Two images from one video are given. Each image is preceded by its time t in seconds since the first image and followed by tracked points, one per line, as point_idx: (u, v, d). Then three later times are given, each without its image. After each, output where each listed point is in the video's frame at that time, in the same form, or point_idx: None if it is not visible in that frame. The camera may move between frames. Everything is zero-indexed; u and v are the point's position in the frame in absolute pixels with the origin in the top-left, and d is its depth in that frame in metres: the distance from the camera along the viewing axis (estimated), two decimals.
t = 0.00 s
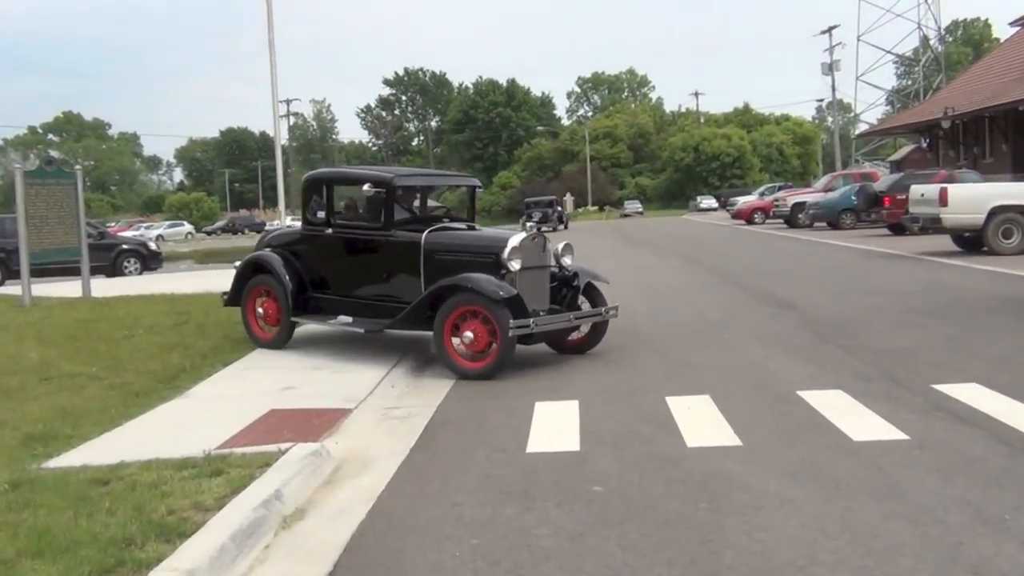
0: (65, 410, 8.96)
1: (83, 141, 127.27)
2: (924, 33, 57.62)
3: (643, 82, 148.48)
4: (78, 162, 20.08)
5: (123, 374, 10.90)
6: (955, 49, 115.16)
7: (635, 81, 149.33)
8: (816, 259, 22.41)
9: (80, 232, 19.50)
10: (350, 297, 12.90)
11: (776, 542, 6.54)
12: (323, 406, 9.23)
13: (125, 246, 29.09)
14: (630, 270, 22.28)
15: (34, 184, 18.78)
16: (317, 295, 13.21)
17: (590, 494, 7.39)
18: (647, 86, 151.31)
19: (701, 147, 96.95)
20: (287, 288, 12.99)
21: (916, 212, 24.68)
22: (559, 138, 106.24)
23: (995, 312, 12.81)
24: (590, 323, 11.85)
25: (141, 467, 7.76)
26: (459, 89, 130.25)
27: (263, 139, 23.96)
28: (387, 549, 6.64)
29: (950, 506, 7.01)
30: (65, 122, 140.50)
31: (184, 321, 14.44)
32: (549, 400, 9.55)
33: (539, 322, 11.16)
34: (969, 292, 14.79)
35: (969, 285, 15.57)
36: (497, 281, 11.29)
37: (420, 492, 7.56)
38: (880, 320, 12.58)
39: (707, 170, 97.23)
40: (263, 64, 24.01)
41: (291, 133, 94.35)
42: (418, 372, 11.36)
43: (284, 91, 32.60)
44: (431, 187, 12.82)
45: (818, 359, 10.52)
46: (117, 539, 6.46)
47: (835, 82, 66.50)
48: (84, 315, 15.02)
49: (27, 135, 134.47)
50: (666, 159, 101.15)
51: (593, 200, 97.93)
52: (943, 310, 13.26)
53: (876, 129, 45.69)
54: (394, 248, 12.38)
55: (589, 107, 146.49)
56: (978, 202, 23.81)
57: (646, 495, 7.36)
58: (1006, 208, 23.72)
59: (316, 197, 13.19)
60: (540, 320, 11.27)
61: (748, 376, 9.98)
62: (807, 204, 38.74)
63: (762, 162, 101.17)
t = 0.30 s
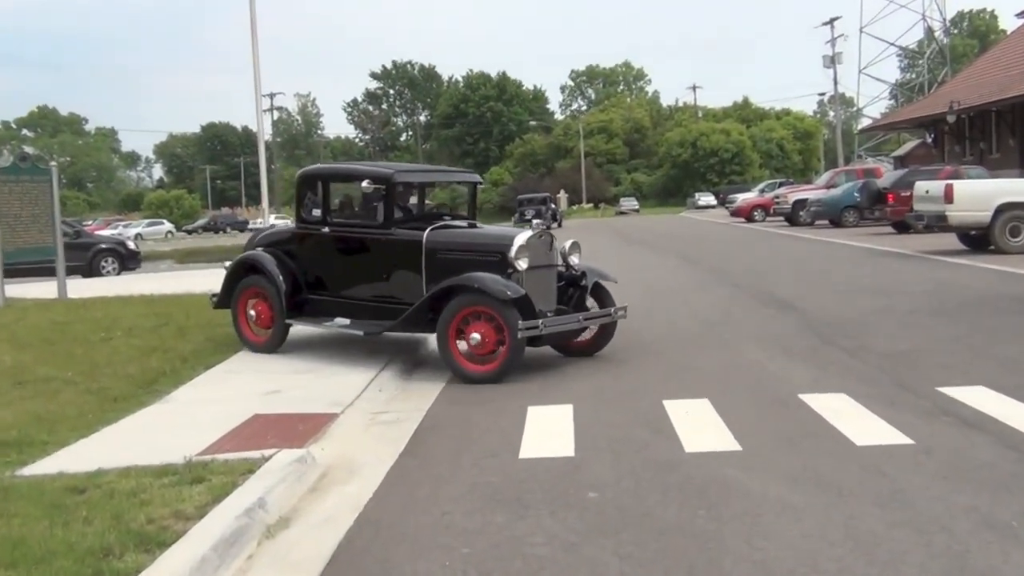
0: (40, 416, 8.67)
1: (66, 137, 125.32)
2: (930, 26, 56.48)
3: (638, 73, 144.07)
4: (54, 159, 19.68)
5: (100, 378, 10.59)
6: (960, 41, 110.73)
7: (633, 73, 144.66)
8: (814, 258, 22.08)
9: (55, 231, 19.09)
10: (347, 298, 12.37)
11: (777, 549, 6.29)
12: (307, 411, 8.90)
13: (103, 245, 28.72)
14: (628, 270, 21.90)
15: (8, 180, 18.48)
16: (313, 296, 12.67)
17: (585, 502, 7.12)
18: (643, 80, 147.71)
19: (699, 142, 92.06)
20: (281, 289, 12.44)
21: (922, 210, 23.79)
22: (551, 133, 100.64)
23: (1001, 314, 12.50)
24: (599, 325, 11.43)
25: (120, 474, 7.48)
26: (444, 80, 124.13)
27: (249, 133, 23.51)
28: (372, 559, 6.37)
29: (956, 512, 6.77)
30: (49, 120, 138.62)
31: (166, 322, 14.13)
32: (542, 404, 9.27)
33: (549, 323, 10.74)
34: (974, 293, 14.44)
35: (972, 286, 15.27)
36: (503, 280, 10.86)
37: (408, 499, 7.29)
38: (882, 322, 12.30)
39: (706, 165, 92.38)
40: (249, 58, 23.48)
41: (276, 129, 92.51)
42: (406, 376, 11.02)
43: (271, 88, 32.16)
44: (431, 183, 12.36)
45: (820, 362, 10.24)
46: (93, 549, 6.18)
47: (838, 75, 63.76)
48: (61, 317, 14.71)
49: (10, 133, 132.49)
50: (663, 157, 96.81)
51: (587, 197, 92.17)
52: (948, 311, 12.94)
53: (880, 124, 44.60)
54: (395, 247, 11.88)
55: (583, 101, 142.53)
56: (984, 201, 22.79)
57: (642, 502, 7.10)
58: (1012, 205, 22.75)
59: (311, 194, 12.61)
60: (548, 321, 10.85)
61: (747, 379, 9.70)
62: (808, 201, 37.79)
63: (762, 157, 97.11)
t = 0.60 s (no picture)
0: (15, 421, 8.39)
1: (51, 134, 123.43)
2: (935, 20, 55.61)
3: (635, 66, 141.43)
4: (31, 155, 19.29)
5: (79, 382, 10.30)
6: (967, 34, 108.02)
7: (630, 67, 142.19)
8: (813, 258, 21.76)
9: (31, 228, 18.68)
10: (347, 299, 11.94)
11: (779, 558, 6.05)
12: (291, 416, 8.62)
13: (81, 244, 28.40)
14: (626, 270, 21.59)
15: None
16: (309, 297, 12.19)
17: (579, 510, 6.87)
18: (640, 74, 145.05)
19: (698, 138, 89.94)
20: (277, 291, 11.97)
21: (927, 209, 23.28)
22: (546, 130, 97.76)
23: (1006, 316, 12.24)
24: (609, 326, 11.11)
25: (98, 482, 7.20)
26: (435, 75, 121.06)
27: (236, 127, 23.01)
28: (358, 570, 6.10)
29: (962, 520, 6.53)
30: (35, 116, 136.67)
31: (147, 322, 13.86)
32: (536, 409, 9.02)
33: (559, 324, 10.43)
34: (979, 295, 14.16)
35: (976, 287, 15.01)
36: (512, 280, 10.54)
37: (396, 507, 7.04)
38: (885, 324, 12.06)
39: (705, 163, 90.14)
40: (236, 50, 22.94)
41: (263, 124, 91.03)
42: (395, 379, 10.74)
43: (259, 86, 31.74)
44: (433, 180, 11.99)
45: (822, 365, 10.00)
46: (70, 559, 5.90)
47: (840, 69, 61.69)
48: (39, 318, 14.43)
49: None
50: (661, 154, 94.77)
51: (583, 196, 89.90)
52: (952, 313, 12.67)
53: (883, 119, 43.68)
54: (399, 247, 11.49)
55: (577, 97, 140.12)
56: (993, 198, 22.17)
57: (638, 509, 6.86)
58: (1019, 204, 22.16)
59: (306, 191, 12.11)
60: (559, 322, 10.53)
61: (748, 384, 9.45)
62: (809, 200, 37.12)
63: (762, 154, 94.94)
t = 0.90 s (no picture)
0: None
1: (41, 135, 122.46)
2: (938, 16, 55.12)
3: (633, 64, 140.53)
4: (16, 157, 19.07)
5: (61, 389, 10.10)
6: (969, 31, 106.83)
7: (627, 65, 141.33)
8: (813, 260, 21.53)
9: (14, 231, 18.42)
10: (350, 304, 11.61)
11: (780, 567, 5.87)
12: (280, 424, 8.42)
13: (63, 247, 28.18)
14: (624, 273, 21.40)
15: None
16: (309, 302, 11.83)
17: (576, 518, 6.68)
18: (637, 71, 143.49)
19: (696, 137, 89.09)
20: (276, 295, 11.61)
21: (930, 209, 22.97)
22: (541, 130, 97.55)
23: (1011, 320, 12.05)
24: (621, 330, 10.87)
25: (81, 492, 7.00)
26: (427, 73, 119.44)
27: (226, 127, 22.71)
28: None
29: (968, 528, 6.36)
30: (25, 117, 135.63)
31: (133, 327, 13.66)
32: (530, 414, 8.84)
33: (574, 328, 10.21)
34: (983, 297, 13.98)
35: (980, 290, 14.82)
36: (524, 283, 10.31)
37: (387, 516, 6.84)
38: (887, 327, 11.88)
39: (705, 162, 89.71)
40: (226, 49, 22.61)
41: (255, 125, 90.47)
42: (386, 385, 10.53)
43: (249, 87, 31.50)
44: (437, 180, 11.68)
45: (824, 370, 9.83)
46: (51, 571, 5.69)
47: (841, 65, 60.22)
48: (24, 323, 14.21)
49: None
50: (657, 154, 93.61)
51: (579, 196, 89.38)
52: (957, 316, 12.48)
53: (886, 118, 43.07)
54: (405, 250, 11.18)
55: (573, 95, 139.25)
56: (998, 199, 21.84)
57: (636, 517, 6.68)
58: None
59: (306, 192, 11.80)
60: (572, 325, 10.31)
61: (748, 389, 9.28)
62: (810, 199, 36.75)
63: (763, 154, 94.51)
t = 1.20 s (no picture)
0: None
1: (29, 134, 121.38)
2: (944, 10, 54.45)
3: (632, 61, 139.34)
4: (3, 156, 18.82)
5: (42, 394, 9.86)
6: (976, 27, 104.80)
7: (625, 61, 140.26)
8: (812, 262, 21.33)
9: None
10: (353, 307, 11.24)
11: None
12: (267, 430, 8.20)
13: (43, 248, 27.92)
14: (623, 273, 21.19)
15: None
16: (308, 304, 11.45)
17: (572, 527, 6.47)
18: (635, 67, 142.11)
19: (695, 135, 88.03)
20: (275, 299, 11.23)
21: (936, 208, 22.61)
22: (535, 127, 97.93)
23: (1017, 322, 11.83)
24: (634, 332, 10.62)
25: (62, 500, 6.77)
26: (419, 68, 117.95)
27: (213, 123, 22.41)
28: None
29: (977, 537, 6.16)
30: (14, 115, 134.59)
31: (115, 331, 13.44)
32: (525, 420, 8.63)
33: (588, 330, 9.97)
34: (988, 300, 13.75)
35: (985, 291, 14.60)
36: (537, 283, 10.05)
37: (377, 525, 6.62)
38: (891, 330, 11.67)
39: (702, 159, 88.08)
40: (212, 45, 22.28)
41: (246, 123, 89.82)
42: (378, 390, 10.29)
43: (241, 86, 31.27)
44: (442, 178, 11.33)
45: (827, 374, 9.62)
46: None
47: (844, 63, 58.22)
48: (8, 327, 13.99)
49: None
50: (655, 151, 92.43)
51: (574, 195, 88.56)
52: (963, 319, 12.25)
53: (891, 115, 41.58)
54: (411, 250, 10.82)
55: (569, 91, 138.27)
56: (1004, 198, 21.51)
57: (634, 526, 6.47)
58: None
59: (305, 191, 11.41)
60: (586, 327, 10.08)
61: (750, 394, 9.08)
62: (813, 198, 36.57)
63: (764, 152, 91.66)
